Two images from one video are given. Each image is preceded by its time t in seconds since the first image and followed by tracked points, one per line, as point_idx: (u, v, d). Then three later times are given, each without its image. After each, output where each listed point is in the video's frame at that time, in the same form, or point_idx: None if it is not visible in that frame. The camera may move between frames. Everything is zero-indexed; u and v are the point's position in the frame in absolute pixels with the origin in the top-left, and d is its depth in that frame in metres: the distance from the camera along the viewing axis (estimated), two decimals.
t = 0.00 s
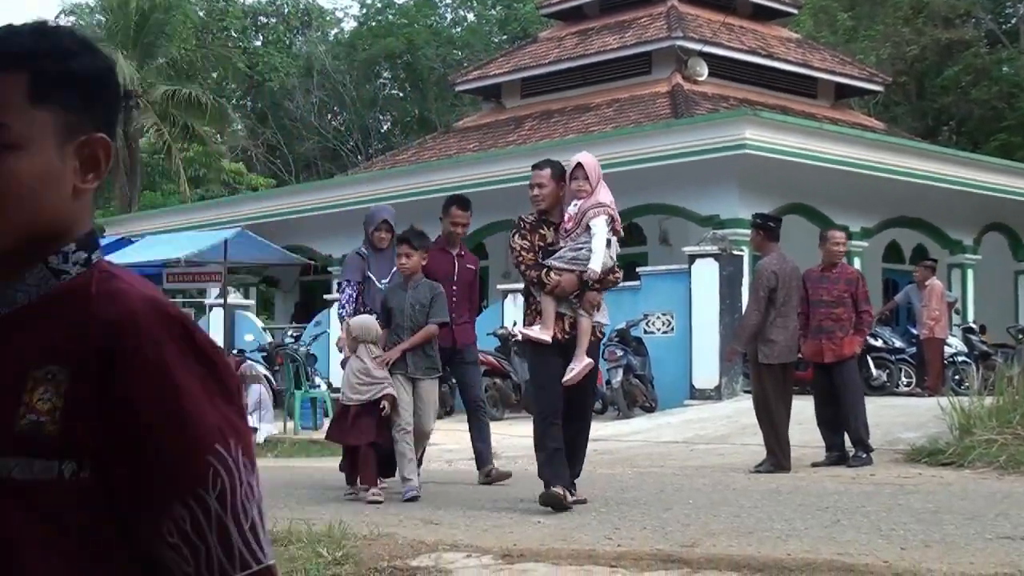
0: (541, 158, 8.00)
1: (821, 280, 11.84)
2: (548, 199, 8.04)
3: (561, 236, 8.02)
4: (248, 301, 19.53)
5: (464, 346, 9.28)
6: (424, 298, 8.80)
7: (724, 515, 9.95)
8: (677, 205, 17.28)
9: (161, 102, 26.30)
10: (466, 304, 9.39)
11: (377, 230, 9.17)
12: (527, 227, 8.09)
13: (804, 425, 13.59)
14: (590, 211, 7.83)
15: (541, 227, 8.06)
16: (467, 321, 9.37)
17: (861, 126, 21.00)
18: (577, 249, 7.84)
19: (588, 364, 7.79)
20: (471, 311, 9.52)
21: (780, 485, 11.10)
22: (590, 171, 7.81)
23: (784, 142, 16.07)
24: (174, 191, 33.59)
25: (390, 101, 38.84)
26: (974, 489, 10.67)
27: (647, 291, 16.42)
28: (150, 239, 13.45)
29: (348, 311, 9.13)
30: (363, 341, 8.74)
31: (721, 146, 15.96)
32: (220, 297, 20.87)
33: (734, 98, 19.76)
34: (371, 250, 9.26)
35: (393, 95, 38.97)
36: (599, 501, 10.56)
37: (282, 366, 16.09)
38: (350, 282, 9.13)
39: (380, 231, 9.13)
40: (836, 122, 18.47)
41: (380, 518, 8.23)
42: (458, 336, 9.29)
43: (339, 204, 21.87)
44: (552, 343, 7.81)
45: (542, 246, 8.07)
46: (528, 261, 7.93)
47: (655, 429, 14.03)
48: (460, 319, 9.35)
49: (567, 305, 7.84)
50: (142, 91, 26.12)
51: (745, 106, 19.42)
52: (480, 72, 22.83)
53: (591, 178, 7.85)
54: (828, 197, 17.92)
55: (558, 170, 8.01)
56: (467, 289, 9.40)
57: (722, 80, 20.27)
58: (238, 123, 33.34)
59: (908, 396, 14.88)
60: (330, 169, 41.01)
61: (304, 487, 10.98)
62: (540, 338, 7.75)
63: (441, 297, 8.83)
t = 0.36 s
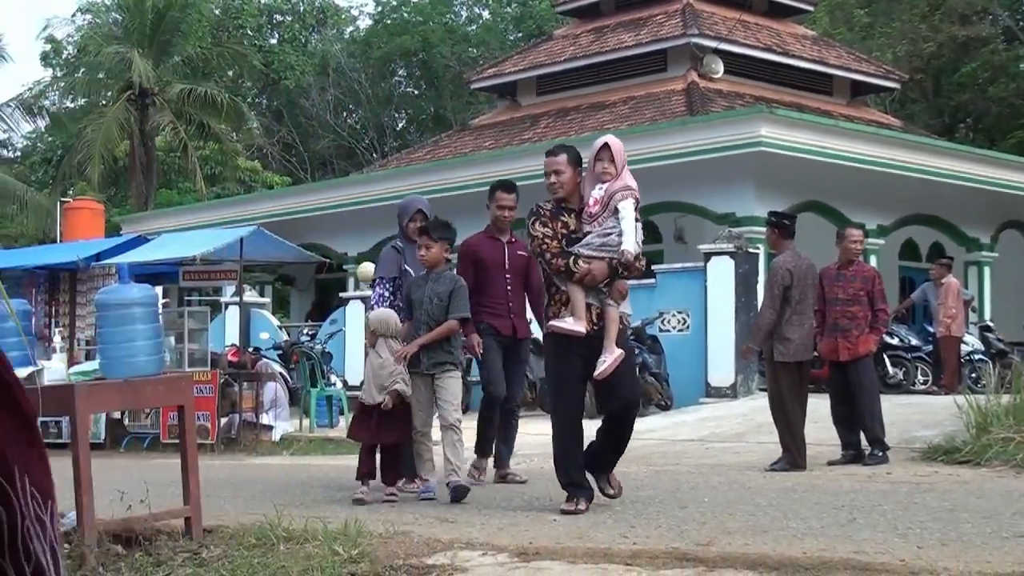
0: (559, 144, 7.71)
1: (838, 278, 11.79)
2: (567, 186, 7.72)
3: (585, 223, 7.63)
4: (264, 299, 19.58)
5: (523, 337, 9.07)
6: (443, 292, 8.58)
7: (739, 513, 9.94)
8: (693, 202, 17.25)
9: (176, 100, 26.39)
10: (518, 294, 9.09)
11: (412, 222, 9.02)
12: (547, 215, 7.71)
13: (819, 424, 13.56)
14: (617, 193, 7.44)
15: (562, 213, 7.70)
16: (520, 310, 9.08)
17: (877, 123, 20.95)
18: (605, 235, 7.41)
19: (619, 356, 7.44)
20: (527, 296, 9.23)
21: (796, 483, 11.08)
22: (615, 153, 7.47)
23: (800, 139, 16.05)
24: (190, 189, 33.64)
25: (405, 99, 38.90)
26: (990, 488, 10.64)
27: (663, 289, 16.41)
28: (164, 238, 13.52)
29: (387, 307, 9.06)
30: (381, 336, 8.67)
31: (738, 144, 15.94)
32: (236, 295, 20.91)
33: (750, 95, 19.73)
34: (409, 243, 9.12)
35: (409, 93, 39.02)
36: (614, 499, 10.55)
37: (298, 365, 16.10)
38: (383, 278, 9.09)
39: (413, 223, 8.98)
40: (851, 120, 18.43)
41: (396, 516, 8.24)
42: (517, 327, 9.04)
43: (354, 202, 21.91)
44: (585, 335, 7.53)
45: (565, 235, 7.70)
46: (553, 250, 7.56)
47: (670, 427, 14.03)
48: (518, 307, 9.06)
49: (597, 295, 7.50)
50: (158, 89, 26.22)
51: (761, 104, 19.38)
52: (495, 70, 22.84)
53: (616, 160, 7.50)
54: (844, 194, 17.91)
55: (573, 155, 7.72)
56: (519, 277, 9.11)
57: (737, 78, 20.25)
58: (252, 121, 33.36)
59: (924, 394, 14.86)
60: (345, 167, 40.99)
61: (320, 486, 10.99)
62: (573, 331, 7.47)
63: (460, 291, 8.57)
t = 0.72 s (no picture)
0: (593, 145, 7.36)
1: (852, 284, 11.75)
2: (602, 188, 7.35)
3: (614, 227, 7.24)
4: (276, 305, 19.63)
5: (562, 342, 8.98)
6: (467, 293, 8.44)
7: (753, 519, 9.92)
8: (706, 208, 17.24)
9: (188, 107, 26.48)
10: (558, 297, 8.94)
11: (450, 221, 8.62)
12: (576, 216, 7.35)
13: (833, 430, 13.54)
14: (647, 198, 7.01)
15: (591, 217, 7.33)
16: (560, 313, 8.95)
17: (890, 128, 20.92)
18: (632, 241, 7.00)
19: (639, 367, 7.11)
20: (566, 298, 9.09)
21: (810, 489, 11.05)
22: (644, 156, 7.01)
23: (813, 145, 16.03)
24: (203, 196, 33.69)
25: (417, 105, 38.95)
26: (1005, 493, 10.59)
27: (677, 294, 16.41)
28: (178, 246, 13.56)
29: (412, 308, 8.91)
30: (398, 339, 8.53)
31: (750, 150, 15.93)
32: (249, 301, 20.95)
33: (762, 100, 19.72)
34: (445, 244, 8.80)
35: (421, 99, 39.08)
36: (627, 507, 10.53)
37: (311, 371, 16.10)
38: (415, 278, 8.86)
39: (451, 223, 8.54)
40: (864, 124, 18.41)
41: (409, 522, 8.24)
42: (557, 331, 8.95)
43: (367, 207, 21.95)
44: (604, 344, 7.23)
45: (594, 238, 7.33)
46: (578, 255, 7.22)
47: (683, 433, 14.02)
48: (558, 310, 8.95)
49: (621, 304, 7.16)
50: (171, 96, 26.31)
51: (773, 109, 19.37)
52: (507, 76, 22.87)
53: (646, 164, 7.04)
54: (856, 198, 17.88)
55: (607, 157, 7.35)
56: (559, 279, 8.95)
57: (750, 83, 20.24)
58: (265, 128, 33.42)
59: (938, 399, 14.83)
60: (358, 173, 41.02)
61: (335, 493, 11.00)
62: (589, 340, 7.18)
63: (485, 292, 8.43)
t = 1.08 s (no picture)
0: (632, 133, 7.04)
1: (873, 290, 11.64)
2: (640, 179, 6.97)
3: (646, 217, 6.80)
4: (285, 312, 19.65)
5: (595, 343, 8.98)
6: (477, 297, 8.28)
7: (763, 525, 9.90)
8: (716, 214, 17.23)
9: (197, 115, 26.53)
10: (591, 295, 9.00)
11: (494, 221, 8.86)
12: (611, 207, 6.94)
13: (843, 435, 13.52)
14: (675, 183, 6.58)
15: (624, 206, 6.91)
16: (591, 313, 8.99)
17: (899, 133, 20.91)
18: (660, 228, 6.54)
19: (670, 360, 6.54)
20: (600, 300, 9.11)
21: (820, 495, 11.03)
22: (674, 141, 6.62)
23: (822, 150, 16.02)
24: (212, 203, 33.71)
25: (426, 112, 39.00)
26: (1016, 499, 10.56)
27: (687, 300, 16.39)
28: (189, 253, 13.59)
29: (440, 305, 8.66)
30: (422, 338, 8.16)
31: (759, 155, 15.94)
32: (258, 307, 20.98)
33: (772, 106, 19.71)
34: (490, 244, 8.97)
35: (430, 105, 39.13)
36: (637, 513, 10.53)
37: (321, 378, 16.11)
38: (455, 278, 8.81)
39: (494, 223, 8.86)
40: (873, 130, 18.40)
41: (419, 529, 8.24)
42: (587, 332, 8.97)
43: (376, 213, 21.97)
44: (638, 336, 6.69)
45: (627, 228, 6.90)
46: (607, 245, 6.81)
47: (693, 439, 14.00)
48: (588, 310, 8.98)
49: (652, 295, 6.66)
50: (181, 103, 26.37)
51: (782, 115, 19.36)
52: (516, 82, 22.88)
53: (676, 149, 6.65)
54: (866, 204, 17.87)
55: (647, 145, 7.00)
56: (594, 277, 8.99)
57: (759, 89, 20.23)
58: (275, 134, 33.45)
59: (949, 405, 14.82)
60: (368, 179, 41.04)
61: (345, 499, 11.00)
62: (622, 329, 6.62)
63: (495, 296, 8.26)
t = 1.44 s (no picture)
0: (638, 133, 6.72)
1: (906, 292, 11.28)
2: (651, 180, 6.69)
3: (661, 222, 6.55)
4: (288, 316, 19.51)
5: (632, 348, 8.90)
6: (481, 296, 8.00)
7: (772, 533, 9.74)
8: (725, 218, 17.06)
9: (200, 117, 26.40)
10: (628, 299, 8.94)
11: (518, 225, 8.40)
12: (621, 213, 6.62)
13: (853, 442, 13.35)
14: (694, 187, 6.36)
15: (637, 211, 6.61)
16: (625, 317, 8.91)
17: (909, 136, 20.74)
18: (681, 235, 6.32)
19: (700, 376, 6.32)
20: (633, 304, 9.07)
21: (830, 502, 10.86)
22: (693, 143, 6.38)
23: (832, 153, 15.85)
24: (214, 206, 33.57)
25: (431, 114, 38.87)
26: None
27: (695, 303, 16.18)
28: (191, 257, 13.45)
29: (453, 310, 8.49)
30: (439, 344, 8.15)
31: (768, 159, 15.78)
32: (262, 311, 20.84)
33: (780, 108, 19.55)
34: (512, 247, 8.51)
35: (434, 108, 39.00)
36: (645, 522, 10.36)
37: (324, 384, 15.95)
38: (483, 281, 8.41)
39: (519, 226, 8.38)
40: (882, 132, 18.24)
41: (423, 538, 8.08)
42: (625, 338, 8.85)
43: (381, 217, 21.83)
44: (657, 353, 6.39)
45: (640, 234, 6.59)
46: (622, 252, 6.49)
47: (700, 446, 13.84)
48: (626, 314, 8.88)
49: (673, 306, 6.39)
50: (183, 106, 26.26)
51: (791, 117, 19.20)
52: (522, 84, 22.74)
53: (694, 150, 6.41)
54: (875, 207, 17.70)
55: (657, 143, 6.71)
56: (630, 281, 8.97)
57: (767, 91, 20.07)
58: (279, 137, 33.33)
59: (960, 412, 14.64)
60: (371, 182, 40.91)
61: (347, 507, 10.85)
62: (642, 346, 6.36)
63: (498, 293, 7.91)
